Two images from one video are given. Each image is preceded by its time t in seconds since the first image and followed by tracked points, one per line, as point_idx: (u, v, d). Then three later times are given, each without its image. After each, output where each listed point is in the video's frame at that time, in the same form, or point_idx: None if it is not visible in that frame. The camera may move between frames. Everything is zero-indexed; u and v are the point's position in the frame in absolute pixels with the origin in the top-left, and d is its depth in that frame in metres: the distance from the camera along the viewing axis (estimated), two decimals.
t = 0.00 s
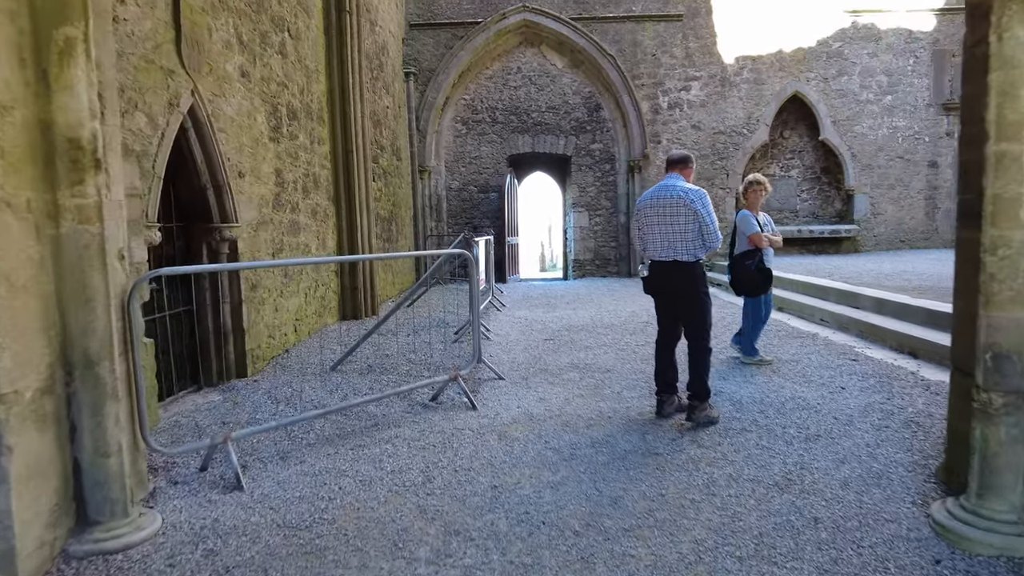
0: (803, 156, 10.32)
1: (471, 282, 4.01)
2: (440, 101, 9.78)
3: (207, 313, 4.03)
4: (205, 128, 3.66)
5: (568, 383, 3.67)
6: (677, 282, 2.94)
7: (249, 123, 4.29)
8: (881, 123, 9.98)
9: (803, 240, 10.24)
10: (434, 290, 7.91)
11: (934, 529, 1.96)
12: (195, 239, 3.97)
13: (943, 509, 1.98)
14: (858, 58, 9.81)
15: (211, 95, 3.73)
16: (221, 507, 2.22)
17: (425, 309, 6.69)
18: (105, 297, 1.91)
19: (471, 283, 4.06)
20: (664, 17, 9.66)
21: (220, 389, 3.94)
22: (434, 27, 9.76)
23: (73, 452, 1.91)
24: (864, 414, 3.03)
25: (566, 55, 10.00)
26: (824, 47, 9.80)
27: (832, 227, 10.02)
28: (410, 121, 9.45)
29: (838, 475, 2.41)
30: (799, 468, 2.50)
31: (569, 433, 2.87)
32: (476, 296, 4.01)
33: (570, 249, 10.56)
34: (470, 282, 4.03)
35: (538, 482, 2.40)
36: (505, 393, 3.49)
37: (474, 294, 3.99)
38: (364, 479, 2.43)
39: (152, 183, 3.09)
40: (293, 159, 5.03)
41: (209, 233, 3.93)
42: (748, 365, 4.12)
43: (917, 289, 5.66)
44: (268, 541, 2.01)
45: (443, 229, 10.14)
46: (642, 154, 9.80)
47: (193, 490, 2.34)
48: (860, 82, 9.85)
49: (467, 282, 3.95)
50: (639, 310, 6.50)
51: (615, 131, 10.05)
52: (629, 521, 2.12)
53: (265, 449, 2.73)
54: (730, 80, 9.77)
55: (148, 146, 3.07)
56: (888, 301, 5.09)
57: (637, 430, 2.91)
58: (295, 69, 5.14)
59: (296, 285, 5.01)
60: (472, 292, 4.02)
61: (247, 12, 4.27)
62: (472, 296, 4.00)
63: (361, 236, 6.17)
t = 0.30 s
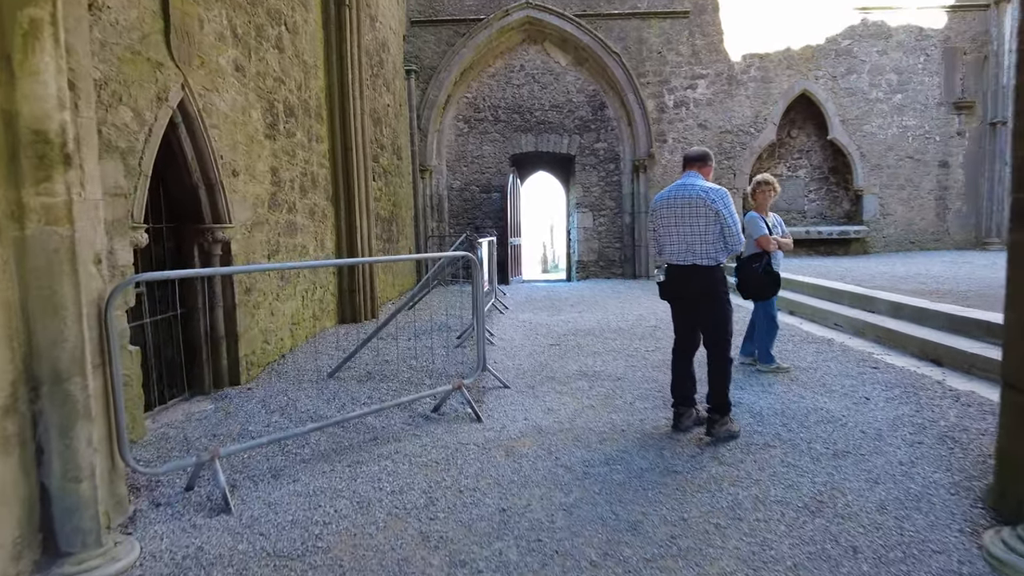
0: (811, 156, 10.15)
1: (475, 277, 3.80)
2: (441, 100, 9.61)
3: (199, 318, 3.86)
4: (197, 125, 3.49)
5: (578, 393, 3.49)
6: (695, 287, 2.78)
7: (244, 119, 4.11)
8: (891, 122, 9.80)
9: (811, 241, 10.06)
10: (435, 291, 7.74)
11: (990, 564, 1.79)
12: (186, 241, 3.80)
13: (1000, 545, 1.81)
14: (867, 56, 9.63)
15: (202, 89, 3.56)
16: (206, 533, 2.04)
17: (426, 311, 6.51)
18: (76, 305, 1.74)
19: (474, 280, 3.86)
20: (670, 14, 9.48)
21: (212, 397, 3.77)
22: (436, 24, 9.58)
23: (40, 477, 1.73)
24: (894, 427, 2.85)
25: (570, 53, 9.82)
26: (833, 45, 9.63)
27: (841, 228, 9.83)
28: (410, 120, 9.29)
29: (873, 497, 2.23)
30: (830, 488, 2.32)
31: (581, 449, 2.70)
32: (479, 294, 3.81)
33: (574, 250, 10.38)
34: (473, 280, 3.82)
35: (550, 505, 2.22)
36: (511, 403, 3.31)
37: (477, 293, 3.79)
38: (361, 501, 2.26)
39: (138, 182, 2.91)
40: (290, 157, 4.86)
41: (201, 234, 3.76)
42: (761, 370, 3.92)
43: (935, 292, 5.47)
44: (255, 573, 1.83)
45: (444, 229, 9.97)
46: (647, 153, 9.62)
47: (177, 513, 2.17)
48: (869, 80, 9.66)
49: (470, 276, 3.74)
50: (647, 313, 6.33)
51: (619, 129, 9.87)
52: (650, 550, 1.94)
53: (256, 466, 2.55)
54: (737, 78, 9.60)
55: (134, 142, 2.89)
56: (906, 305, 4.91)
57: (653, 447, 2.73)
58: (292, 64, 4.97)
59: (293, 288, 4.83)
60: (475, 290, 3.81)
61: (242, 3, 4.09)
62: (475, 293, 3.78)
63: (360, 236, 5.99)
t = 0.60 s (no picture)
0: (818, 156, 9.97)
1: (476, 277, 3.60)
2: (442, 99, 9.44)
3: (188, 325, 3.69)
4: (185, 123, 3.32)
5: (585, 405, 3.32)
6: (713, 296, 2.62)
7: (236, 117, 3.94)
8: (900, 122, 9.62)
9: (818, 243, 9.89)
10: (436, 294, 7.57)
11: None
12: (175, 244, 3.63)
13: None
14: (876, 54, 9.45)
15: (191, 85, 3.39)
16: (185, 567, 1.87)
17: (426, 315, 6.35)
18: (37, 319, 1.61)
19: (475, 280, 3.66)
20: (676, 11, 9.31)
21: (202, 409, 3.61)
22: (437, 21, 9.41)
23: None
24: (924, 444, 2.67)
25: (573, 51, 9.66)
26: (841, 43, 9.45)
27: (849, 230, 9.65)
28: (411, 119, 9.12)
29: (911, 525, 2.05)
30: (862, 514, 2.14)
31: (592, 469, 2.53)
32: (481, 298, 3.62)
33: (576, 251, 10.21)
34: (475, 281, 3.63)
35: (560, 534, 2.05)
36: (515, 416, 3.14)
37: (479, 297, 3.60)
38: (356, 529, 2.08)
39: (121, 182, 2.73)
40: (285, 157, 4.69)
41: (191, 237, 3.59)
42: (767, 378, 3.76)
43: (951, 297, 5.30)
44: None
45: (445, 230, 9.80)
46: (652, 153, 9.45)
47: (156, 543, 1.99)
48: (878, 79, 9.49)
49: (471, 277, 3.55)
50: (653, 318, 6.16)
51: (623, 129, 9.70)
52: None
53: (244, 488, 2.39)
54: (744, 77, 9.42)
55: (116, 140, 2.71)
56: (923, 311, 4.73)
57: (668, 467, 2.56)
58: (288, 60, 4.80)
59: (288, 293, 4.67)
60: (477, 292, 3.62)
61: None
62: (476, 295, 3.59)
63: (359, 238, 5.82)
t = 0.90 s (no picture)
0: (822, 156, 9.82)
1: (474, 277, 3.42)
2: (440, 98, 9.28)
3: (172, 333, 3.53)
4: (167, 121, 3.15)
5: (588, 418, 3.16)
6: (725, 304, 2.46)
7: (223, 116, 3.78)
8: (906, 121, 9.45)
9: (822, 244, 9.73)
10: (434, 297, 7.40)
11: None
12: (158, 249, 3.47)
13: None
14: (881, 52, 9.29)
15: (174, 81, 3.22)
16: None
17: (423, 319, 6.18)
18: None
19: (473, 281, 3.48)
20: (677, 9, 9.15)
21: (187, 421, 3.44)
22: (435, 19, 9.25)
23: None
24: (951, 461, 2.50)
25: (573, 49, 9.50)
26: (846, 41, 9.29)
27: (854, 231, 9.49)
28: (408, 119, 8.96)
29: (946, 554, 1.89)
30: (890, 541, 1.97)
31: (597, 490, 2.37)
32: (480, 301, 3.44)
33: (577, 253, 10.05)
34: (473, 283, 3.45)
35: (563, 565, 1.88)
36: (515, 431, 2.98)
37: (477, 301, 3.42)
38: (342, 560, 1.92)
39: (94, 184, 2.56)
40: (276, 157, 4.52)
41: (174, 241, 3.42)
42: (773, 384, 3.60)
43: (964, 301, 5.14)
44: None
45: (443, 232, 9.64)
46: (653, 154, 9.29)
47: None
48: (883, 77, 9.32)
49: (469, 279, 3.36)
50: (656, 322, 6.00)
51: (624, 129, 9.54)
52: None
53: (223, 513, 2.22)
54: (747, 76, 9.26)
55: (88, 138, 2.54)
56: (936, 316, 4.58)
57: (678, 488, 2.39)
58: (279, 57, 4.63)
59: (279, 299, 4.50)
60: (475, 296, 3.44)
61: None
62: (474, 299, 3.41)
63: (354, 241, 5.65)
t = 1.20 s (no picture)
0: (827, 155, 9.66)
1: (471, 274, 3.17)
2: (437, 96, 9.11)
3: (152, 338, 3.35)
4: (144, 114, 2.97)
5: (590, 429, 2.98)
6: (738, 306, 2.28)
7: (207, 110, 3.60)
8: (913, 119, 9.27)
9: (827, 244, 9.55)
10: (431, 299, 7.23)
11: None
12: (136, 250, 3.28)
13: None
14: (888, 49, 9.11)
15: (152, 72, 3.04)
16: None
17: (420, 322, 6.01)
18: None
19: (470, 279, 3.22)
20: (679, 5, 8.97)
21: (168, 431, 3.26)
22: (432, 16, 9.08)
23: None
24: (983, 476, 2.32)
25: (573, 47, 9.33)
26: (851, 38, 9.12)
27: (859, 231, 9.32)
28: (405, 118, 8.79)
29: None
30: (926, 569, 1.79)
31: (602, 510, 2.19)
32: (476, 303, 3.21)
33: (577, 254, 9.88)
34: (470, 281, 3.20)
35: None
36: (512, 443, 2.80)
37: (474, 303, 3.20)
38: None
39: (61, 179, 2.38)
40: (264, 154, 4.35)
41: (154, 242, 3.24)
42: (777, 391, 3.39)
43: (980, 303, 4.96)
44: None
45: (442, 232, 9.46)
46: (655, 153, 9.12)
47: None
48: (889, 74, 9.15)
49: (466, 277, 3.11)
50: (660, 325, 5.82)
51: (626, 127, 9.37)
52: None
53: (194, 537, 2.03)
54: (750, 73, 9.09)
55: (53, 130, 2.36)
56: (952, 318, 4.40)
57: (689, 508, 2.21)
58: (268, 50, 4.45)
59: (267, 302, 4.33)
60: (472, 297, 3.20)
61: None
62: (471, 301, 3.18)
63: (347, 242, 5.47)
